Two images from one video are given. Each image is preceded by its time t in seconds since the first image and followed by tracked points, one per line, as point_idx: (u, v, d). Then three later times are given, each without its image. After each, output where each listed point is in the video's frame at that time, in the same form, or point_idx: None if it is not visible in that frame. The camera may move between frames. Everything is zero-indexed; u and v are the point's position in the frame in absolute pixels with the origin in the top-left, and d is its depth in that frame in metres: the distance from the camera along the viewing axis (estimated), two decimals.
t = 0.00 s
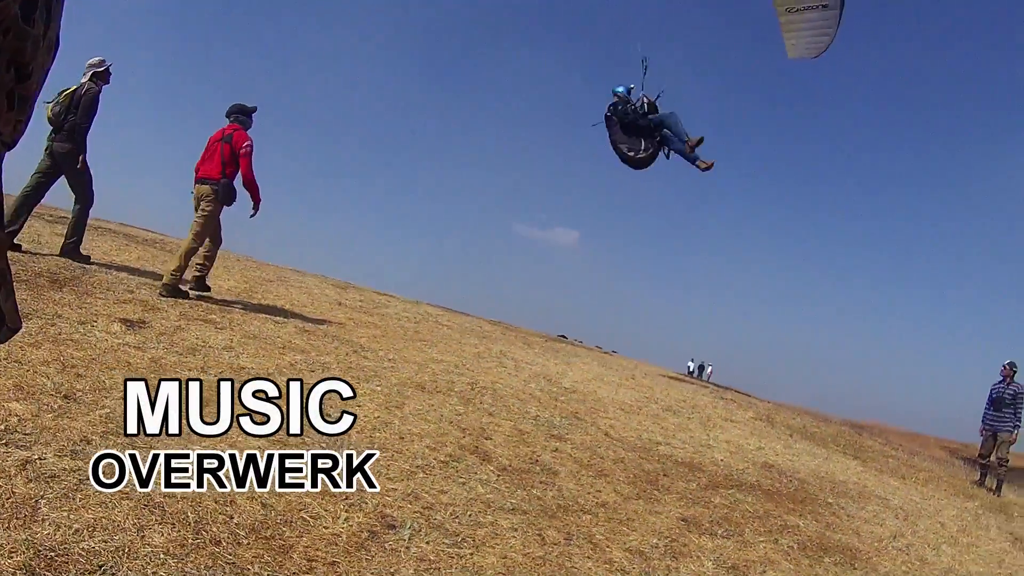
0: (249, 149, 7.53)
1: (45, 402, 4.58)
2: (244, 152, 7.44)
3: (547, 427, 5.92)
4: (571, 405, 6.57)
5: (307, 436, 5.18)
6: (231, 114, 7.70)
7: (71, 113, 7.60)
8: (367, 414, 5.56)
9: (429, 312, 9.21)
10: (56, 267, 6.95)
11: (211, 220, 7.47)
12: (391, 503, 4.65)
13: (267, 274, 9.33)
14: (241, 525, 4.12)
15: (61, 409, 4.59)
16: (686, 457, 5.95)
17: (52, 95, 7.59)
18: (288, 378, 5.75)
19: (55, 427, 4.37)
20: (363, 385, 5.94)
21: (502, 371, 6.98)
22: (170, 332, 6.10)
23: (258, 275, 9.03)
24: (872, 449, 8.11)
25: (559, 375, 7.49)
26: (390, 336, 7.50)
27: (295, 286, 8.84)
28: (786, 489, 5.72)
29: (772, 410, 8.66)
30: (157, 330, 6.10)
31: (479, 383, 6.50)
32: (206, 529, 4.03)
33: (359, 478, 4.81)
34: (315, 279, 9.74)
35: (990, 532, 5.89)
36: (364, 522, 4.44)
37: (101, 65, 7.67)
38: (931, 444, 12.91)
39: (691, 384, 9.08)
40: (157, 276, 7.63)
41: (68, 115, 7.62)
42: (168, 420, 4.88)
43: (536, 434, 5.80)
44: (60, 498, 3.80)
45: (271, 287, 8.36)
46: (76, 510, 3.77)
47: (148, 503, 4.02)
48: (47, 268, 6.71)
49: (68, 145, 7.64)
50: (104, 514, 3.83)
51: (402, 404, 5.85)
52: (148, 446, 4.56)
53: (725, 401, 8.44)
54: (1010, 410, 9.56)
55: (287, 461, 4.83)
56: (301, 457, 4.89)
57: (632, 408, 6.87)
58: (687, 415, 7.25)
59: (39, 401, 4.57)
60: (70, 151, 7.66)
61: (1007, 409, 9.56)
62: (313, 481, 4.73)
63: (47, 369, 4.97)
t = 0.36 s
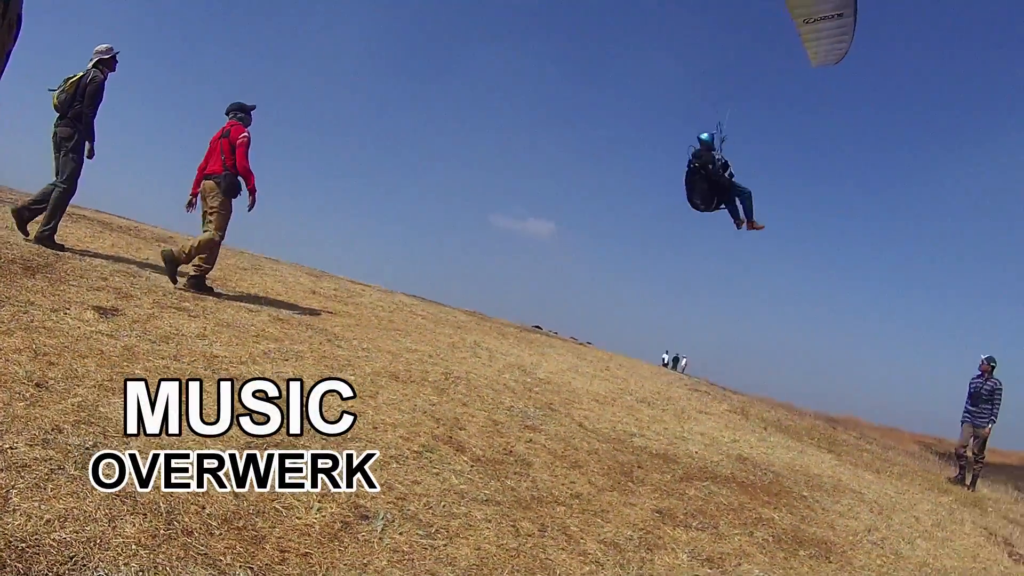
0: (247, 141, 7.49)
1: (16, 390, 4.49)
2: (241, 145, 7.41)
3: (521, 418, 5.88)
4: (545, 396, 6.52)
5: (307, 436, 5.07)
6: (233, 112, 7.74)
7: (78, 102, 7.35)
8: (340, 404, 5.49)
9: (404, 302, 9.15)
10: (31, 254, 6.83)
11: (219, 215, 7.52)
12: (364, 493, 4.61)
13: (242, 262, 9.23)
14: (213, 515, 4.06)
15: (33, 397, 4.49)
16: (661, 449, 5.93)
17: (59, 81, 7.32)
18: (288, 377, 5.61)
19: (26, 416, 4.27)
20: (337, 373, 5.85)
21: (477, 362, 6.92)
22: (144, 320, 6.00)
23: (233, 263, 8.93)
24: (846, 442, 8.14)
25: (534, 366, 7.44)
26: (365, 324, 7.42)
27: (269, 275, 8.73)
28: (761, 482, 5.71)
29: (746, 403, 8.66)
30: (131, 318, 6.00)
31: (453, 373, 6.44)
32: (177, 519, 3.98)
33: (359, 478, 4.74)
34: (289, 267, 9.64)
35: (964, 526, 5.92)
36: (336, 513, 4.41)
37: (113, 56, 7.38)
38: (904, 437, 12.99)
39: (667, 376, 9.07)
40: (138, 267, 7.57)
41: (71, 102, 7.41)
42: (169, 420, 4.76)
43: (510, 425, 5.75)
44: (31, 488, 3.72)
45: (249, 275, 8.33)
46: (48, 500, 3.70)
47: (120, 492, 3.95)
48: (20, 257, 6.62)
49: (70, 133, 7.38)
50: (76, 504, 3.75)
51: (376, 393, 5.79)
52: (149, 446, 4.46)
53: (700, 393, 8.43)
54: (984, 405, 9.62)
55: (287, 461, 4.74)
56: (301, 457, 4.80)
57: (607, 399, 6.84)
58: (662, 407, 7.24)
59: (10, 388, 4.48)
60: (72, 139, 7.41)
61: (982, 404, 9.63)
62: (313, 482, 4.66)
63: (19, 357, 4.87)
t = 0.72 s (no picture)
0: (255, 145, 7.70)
1: None
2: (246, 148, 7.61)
3: (507, 416, 5.83)
4: (533, 392, 6.48)
5: (307, 436, 5.01)
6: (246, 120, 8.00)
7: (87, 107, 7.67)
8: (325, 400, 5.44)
9: (391, 299, 9.09)
10: (17, 249, 6.77)
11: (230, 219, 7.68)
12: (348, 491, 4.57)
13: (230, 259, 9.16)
14: (196, 514, 4.01)
15: (16, 394, 4.43)
16: (648, 447, 5.89)
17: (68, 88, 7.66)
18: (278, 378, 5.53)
19: (9, 413, 4.21)
20: (322, 369, 5.79)
21: (464, 359, 6.86)
22: (129, 317, 5.94)
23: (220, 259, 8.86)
24: (834, 440, 8.13)
25: (522, 363, 7.39)
26: (352, 320, 7.37)
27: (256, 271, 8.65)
28: (749, 480, 5.69)
29: (734, 400, 8.63)
30: (117, 315, 5.94)
31: (439, 370, 6.39)
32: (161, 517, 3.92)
33: (359, 479, 4.71)
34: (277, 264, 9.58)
35: (953, 524, 5.90)
36: (321, 511, 4.37)
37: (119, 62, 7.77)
38: (891, 435, 12.99)
39: (656, 373, 9.04)
40: (126, 262, 7.52)
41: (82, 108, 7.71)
42: (169, 420, 4.72)
43: (497, 422, 5.71)
44: (13, 486, 3.67)
45: (238, 269, 8.27)
46: (30, 498, 3.64)
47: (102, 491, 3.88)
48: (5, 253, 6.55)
49: (79, 137, 7.67)
50: (58, 502, 3.70)
51: (362, 390, 5.73)
52: (149, 446, 4.41)
53: (688, 390, 8.40)
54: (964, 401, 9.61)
55: (287, 461, 4.71)
56: (301, 457, 4.77)
57: (594, 397, 6.79)
58: (650, 404, 7.20)
59: None
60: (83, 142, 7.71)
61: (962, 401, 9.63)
62: (313, 482, 4.63)
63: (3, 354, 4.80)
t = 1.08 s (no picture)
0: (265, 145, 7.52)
1: None
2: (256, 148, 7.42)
3: (486, 408, 5.80)
4: (512, 384, 6.45)
5: (308, 436, 4.94)
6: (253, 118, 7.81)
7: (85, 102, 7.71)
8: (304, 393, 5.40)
9: (371, 291, 9.04)
10: None
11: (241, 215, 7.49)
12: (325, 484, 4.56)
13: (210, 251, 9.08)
14: (174, 507, 3.97)
15: None
16: (628, 439, 5.87)
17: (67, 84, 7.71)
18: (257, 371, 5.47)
19: None
20: (300, 362, 5.74)
21: (443, 351, 6.83)
22: (107, 310, 5.87)
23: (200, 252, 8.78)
24: (813, 432, 8.15)
25: (501, 356, 7.36)
26: (332, 312, 7.32)
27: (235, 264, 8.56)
28: (729, 473, 5.68)
29: (715, 393, 8.64)
30: (95, 307, 5.87)
31: (418, 362, 6.34)
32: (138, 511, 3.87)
33: (359, 478, 4.66)
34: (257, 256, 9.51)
35: (932, 516, 5.92)
36: (299, 504, 4.34)
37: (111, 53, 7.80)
38: (870, 428, 13.06)
39: (637, 366, 9.04)
40: (105, 254, 7.47)
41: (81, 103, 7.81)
42: (169, 420, 4.64)
43: (475, 414, 5.67)
44: None
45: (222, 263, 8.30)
46: (7, 492, 3.58)
47: (80, 485, 3.82)
48: None
49: (79, 132, 7.73)
50: (35, 497, 3.63)
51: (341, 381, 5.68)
52: (149, 446, 4.36)
53: (668, 383, 8.41)
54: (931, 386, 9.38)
55: (287, 461, 4.65)
56: (301, 457, 4.70)
57: (573, 389, 6.77)
58: (630, 396, 7.19)
59: None
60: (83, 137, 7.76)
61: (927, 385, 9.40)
62: (312, 482, 4.58)
63: None
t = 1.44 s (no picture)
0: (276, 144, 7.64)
1: None
2: (266, 145, 7.52)
3: (482, 401, 5.79)
4: (508, 377, 6.44)
5: (307, 436, 4.88)
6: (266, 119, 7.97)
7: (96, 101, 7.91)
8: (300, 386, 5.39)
9: (367, 284, 9.02)
10: None
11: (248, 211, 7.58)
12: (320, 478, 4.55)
13: (205, 244, 9.05)
14: (169, 501, 3.96)
15: None
16: (625, 433, 5.87)
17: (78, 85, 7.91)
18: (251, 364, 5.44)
19: None
20: (297, 354, 5.73)
21: (439, 344, 6.81)
22: (102, 303, 5.84)
23: (195, 244, 8.76)
24: (809, 427, 8.15)
25: (497, 348, 7.35)
26: (327, 305, 7.30)
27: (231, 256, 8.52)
28: (726, 466, 5.68)
29: (711, 386, 8.63)
30: (91, 300, 5.84)
31: (414, 355, 6.32)
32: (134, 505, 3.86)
33: (359, 478, 4.60)
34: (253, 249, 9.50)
35: (930, 511, 5.93)
36: (295, 498, 4.33)
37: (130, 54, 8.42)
38: (865, 422, 13.09)
39: (633, 359, 9.03)
40: (101, 245, 7.45)
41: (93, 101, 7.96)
42: (168, 420, 4.60)
43: (471, 408, 5.65)
44: None
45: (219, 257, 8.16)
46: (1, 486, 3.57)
47: (74, 478, 3.80)
48: None
49: (94, 130, 7.95)
50: (30, 490, 3.61)
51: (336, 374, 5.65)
52: (148, 446, 4.30)
53: (665, 376, 8.43)
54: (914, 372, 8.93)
55: (287, 461, 4.60)
56: (301, 457, 4.65)
57: (569, 382, 6.76)
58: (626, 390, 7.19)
59: None
60: (97, 136, 7.96)
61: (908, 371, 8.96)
62: (313, 482, 4.53)
63: None
